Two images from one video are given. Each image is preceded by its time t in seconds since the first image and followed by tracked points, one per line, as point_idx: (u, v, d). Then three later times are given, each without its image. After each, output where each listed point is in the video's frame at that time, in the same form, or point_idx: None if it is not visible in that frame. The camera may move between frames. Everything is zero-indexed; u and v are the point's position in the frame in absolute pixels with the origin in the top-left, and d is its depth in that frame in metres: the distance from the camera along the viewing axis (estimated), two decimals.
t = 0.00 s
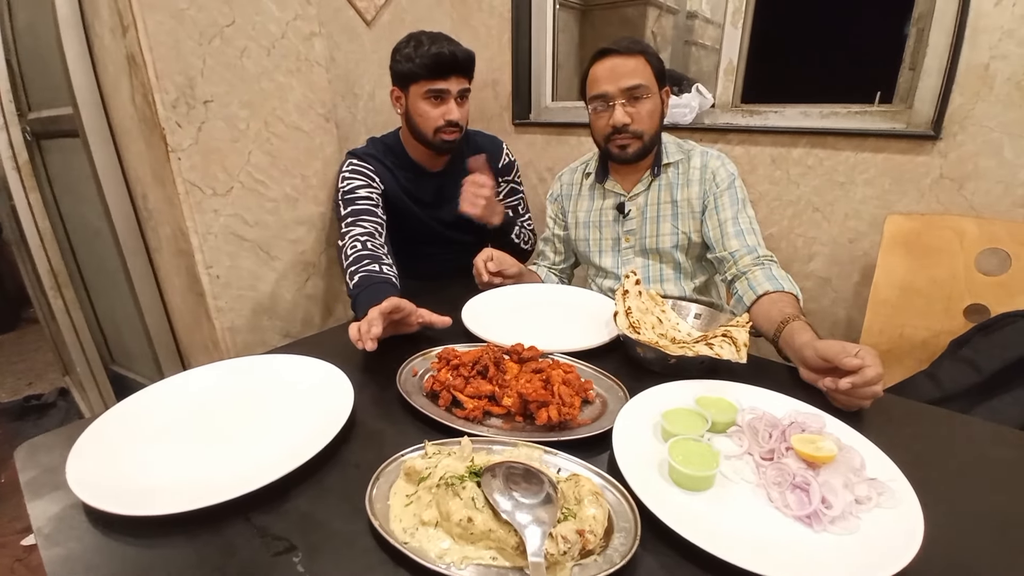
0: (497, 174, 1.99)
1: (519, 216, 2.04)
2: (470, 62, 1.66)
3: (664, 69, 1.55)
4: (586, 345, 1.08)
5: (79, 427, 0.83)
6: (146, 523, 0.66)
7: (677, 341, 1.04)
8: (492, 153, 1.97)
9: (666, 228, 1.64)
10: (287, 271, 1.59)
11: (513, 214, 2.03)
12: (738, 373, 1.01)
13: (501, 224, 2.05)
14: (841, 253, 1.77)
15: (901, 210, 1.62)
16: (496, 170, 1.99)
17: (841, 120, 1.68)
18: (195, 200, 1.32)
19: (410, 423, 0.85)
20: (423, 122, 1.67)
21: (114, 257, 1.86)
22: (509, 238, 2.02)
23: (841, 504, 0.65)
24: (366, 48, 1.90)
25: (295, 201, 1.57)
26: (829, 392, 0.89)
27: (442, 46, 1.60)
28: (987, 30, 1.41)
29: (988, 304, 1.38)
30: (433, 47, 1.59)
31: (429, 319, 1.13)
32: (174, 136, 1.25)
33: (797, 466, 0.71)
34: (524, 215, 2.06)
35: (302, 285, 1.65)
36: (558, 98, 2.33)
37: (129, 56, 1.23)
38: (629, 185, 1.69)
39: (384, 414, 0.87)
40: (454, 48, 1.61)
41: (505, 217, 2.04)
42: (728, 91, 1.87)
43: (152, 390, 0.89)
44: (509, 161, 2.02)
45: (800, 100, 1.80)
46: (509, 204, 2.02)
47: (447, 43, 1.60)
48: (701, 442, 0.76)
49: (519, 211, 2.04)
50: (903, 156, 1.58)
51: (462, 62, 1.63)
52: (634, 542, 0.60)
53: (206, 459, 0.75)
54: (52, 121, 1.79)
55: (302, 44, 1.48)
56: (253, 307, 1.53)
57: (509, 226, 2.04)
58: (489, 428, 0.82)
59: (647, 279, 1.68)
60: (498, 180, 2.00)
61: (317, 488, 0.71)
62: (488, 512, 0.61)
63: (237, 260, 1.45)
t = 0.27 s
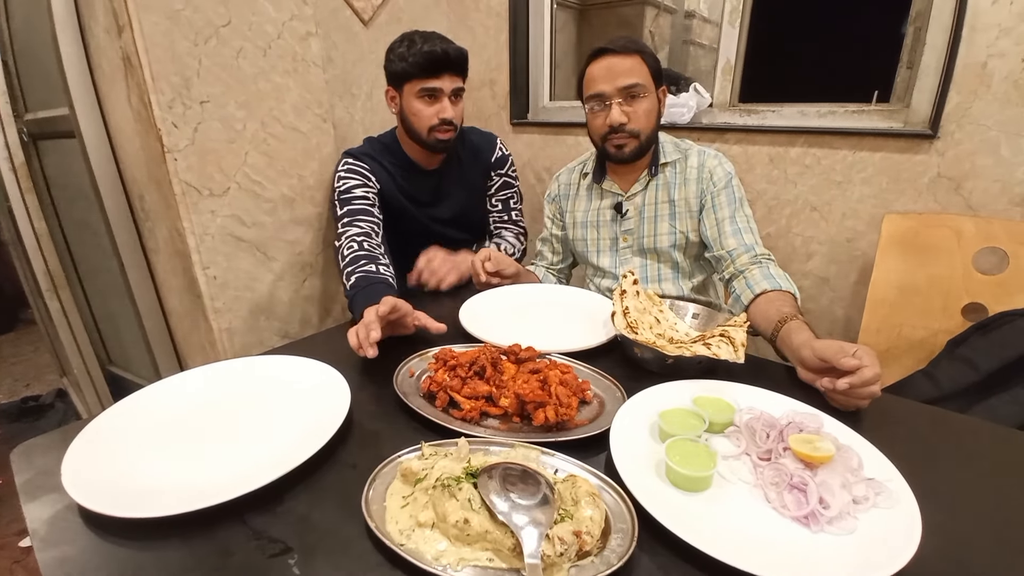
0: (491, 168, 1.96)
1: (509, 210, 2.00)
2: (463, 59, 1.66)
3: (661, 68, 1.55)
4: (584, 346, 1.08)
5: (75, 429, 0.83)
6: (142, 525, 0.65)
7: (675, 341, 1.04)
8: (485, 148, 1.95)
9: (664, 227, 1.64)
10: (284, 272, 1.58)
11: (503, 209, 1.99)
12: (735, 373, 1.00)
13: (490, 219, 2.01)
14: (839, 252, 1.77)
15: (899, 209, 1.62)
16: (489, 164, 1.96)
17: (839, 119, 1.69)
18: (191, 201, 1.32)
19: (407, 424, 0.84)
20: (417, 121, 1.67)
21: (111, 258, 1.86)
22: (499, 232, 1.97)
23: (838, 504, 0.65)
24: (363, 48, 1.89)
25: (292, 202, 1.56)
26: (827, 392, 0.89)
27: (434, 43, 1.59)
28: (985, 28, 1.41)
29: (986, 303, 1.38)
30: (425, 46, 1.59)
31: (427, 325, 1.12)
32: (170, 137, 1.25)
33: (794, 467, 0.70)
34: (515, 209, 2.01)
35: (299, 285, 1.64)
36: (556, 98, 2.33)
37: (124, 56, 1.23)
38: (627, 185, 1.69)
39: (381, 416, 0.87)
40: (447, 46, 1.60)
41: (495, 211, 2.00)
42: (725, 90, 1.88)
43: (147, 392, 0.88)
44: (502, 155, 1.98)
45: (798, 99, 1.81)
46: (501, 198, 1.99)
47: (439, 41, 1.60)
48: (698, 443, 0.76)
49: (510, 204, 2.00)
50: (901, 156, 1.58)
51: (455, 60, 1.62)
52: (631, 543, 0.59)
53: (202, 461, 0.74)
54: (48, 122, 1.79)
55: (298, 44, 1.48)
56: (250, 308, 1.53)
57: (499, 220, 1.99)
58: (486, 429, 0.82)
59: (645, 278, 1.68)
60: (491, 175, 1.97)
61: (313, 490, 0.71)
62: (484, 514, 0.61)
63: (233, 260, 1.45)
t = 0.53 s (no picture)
0: (489, 168, 1.96)
1: (508, 211, 2.00)
2: (457, 59, 1.65)
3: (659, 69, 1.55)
4: (582, 346, 1.08)
5: (72, 429, 0.83)
6: (140, 526, 0.65)
7: (673, 341, 1.04)
8: (484, 148, 1.95)
9: (662, 227, 1.64)
10: (281, 272, 1.58)
11: (502, 210, 1.99)
12: (733, 373, 1.01)
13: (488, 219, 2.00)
14: (837, 252, 1.77)
15: (896, 209, 1.62)
16: (488, 164, 1.96)
17: (837, 118, 1.69)
18: (188, 201, 1.32)
19: (404, 424, 0.84)
20: (413, 122, 1.67)
21: (108, 258, 1.85)
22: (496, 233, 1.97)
23: (836, 504, 0.65)
24: (361, 48, 1.89)
25: (290, 202, 1.56)
26: (824, 392, 0.89)
27: (427, 43, 1.59)
28: (982, 28, 1.41)
29: (983, 303, 1.38)
30: (418, 46, 1.59)
31: (428, 321, 1.11)
32: (167, 136, 1.24)
33: (791, 466, 0.71)
34: (513, 210, 2.01)
35: (296, 285, 1.64)
36: (554, 98, 2.33)
37: (121, 56, 1.23)
38: (626, 185, 1.69)
39: (379, 416, 0.87)
40: (440, 45, 1.60)
41: (493, 211, 2.00)
42: (723, 91, 1.88)
43: (145, 393, 0.88)
44: (500, 155, 1.99)
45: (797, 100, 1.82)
46: (499, 198, 1.99)
47: (432, 41, 1.60)
48: (696, 443, 0.76)
49: (509, 205, 2.00)
50: (898, 156, 1.59)
51: (448, 60, 1.62)
52: (628, 543, 0.59)
53: (200, 461, 0.74)
54: (45, 122, 1.78)
55: (296, 44, 1.47)
56: (247, 308, 1.52)
57: (497, 221, 1.99)
58: (484, 429, 0.82)
59: (643, 278, 1.68)
60: (489, 174, 1.97)
61: (310, 490, 0.71)
62: (482, 514, 0.61)
63: (230, 260, 1.44)
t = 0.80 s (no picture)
0: (487, 170, 1.96)
1: (505, 213, 2.00)
2: (454, 62, 1.66)
3: (649, 71, 1.54)
4: (579, 347, 1.08)
5: (68, 431, 0.83)
6: (137, 528, 0.65)
7: (670, 342, 1.04)
8: (482, 149, 1.95)
9: (659, 228, 1.64)
10: (278, 273, 1.58)
11: (499, 211, 1.99)
12: (730, 374, 1.01)
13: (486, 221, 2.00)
14: (833, 253, 1.77)
15: (892, 210, 1.63)
16: (486, 165, 1.96)
17: (834, 120, 1.68)
18: (185, 203, 1.31)
19: (401, 426, 0.84)
20: (413, 125, 1.67)
21: (104, 259, 1.85)
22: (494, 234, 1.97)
23: (831, 504, 0.65)
24: (358, 49, 1.89)
25: (287, 203, 1.56)
26: (820, 392, 0.89)
27: (424, 47, 1.59)
28: (977, 30, 1.42)
29: (979, 304, 1.39)
30: (416, 49, 1.59)
31: (412, 297, 1.16)
32: (163, 138, 1.24)
33: (787, 467, 0.71)
34: (511, 212, 2.01)
35: (293, 287, 1.63)
36: (551, 99, 2.33)
37: (117, 57, 1.22)
38: (622, 187, 1.69)
39: (375, 417, 0.87)
40: (437, 49, 1.60)
41: (491, 213, 2.00)
42: (720, 92, 1.88)
43: (141, 395, 0.88)
44: (498, 157, 1.99)
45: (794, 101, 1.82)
46: (496, 199, 1.99)
47: (430, 44, 1.60)
48: (692, 444, 0.76)
49: (506, 207, 2.00)
50: (894, 157, 1.59)
51: (446, 62, 1.62)
52: (624, 545, 0.59)
53: (197, 463, 0.74)
54: (42, 123, 1.78)
55: (293, 45, 1.47)
56: (244, 310, 1.52)
57: (495, 223, 1.99)
58: (481, 430, 0.82)
59: (641, 279, 1.68)
60: (487, 176, 1.97)
61: (306, 491, 0.71)
62: (478, 515, 0.60)
63: (227, 261, 1.44)
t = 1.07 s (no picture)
0: (484, 169, 1.96)
1: (502, 213, 2.00)
2: (451, 61, 1.65)
3: (644, 70, 1.54)
4: (576, 346, 1.08)
5: (61, 432, 0.82)
6: (131, 530, 0.64)
7: (667, 341, 1.03)
8: (479, 148, 1.95)
9: (657, 227, 1.63)
10: (273, 272, 1.57)
11: (496, 210, 1.99)
12: (728, 373, 1.00)
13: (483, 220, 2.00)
14: (831, 252, 1.77)
15: (890, 209, 1.63)
16: (483, 164, 1.95)
17: (831, 118, 1.69)
18: (179, 202, 1.31)
19: (397, 426, 0.84)
20: (409, 126, 1.66)
21: (99, 259, 1.84)
22: (491, 234, 1.97)
23: (829, 504, 0.65)
24: (354, 47, 1.89)
25: (283, 202, 1.55)
26: (817, 391, 0.89)
27: (420, 48, 1.58)
28: (975, 28, 1.42)
29: (976, 302, 1.39)
30: (412, 50, 1.58)
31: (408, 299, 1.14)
32: (158, 136, 1.23)
33: (785, 467, 0.70)
34: (507, 211, 2.01)
35: (289, 286, 1.63)
36: (548, 98, 2.32)
37: (111, 55, 1.22)
38: (618, 186, 1.69)
39: (371, 417, 0.86)
40: (433, 49, 1.59)
41: (488, 212, 2.00)
42: (717, 90, 1.88)
43: (135, 395, 0.87)
44: (495, 156, 1.98)
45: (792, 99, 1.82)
46: (494, 199, 1.99)
47: (426, 44, 1.59)
48: (689, 443, 0.76)
49: (503, 206, 2.00)
50: (891, 156, 1.59)
51: (443, 62, 1.62)
52: (621, 546, 0.59)
53: (192, 464, 0.74)
54: (36, 122, 1.76)
55: (289, 43, 1.47)
56: (240, 310, 1.51)
57: (492, 222, 1.99)
58: (478, 430, 0.82)
59: (638, 278, 1.68)
60: (484, 175, 1.97)
61: (300, 493, 0.70)
62: (474, 516, 0.60)
63: (222, 261, 1.43)
